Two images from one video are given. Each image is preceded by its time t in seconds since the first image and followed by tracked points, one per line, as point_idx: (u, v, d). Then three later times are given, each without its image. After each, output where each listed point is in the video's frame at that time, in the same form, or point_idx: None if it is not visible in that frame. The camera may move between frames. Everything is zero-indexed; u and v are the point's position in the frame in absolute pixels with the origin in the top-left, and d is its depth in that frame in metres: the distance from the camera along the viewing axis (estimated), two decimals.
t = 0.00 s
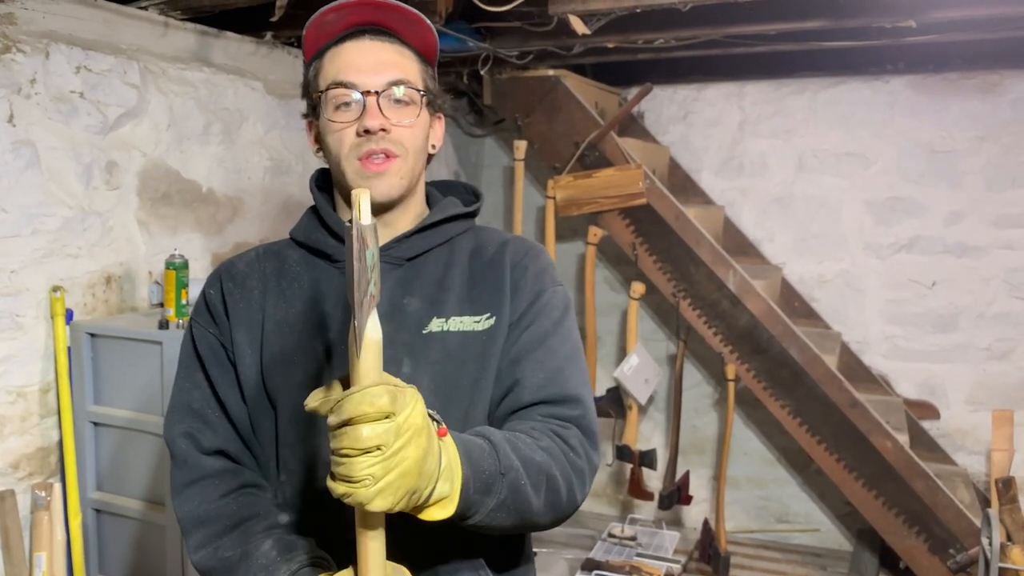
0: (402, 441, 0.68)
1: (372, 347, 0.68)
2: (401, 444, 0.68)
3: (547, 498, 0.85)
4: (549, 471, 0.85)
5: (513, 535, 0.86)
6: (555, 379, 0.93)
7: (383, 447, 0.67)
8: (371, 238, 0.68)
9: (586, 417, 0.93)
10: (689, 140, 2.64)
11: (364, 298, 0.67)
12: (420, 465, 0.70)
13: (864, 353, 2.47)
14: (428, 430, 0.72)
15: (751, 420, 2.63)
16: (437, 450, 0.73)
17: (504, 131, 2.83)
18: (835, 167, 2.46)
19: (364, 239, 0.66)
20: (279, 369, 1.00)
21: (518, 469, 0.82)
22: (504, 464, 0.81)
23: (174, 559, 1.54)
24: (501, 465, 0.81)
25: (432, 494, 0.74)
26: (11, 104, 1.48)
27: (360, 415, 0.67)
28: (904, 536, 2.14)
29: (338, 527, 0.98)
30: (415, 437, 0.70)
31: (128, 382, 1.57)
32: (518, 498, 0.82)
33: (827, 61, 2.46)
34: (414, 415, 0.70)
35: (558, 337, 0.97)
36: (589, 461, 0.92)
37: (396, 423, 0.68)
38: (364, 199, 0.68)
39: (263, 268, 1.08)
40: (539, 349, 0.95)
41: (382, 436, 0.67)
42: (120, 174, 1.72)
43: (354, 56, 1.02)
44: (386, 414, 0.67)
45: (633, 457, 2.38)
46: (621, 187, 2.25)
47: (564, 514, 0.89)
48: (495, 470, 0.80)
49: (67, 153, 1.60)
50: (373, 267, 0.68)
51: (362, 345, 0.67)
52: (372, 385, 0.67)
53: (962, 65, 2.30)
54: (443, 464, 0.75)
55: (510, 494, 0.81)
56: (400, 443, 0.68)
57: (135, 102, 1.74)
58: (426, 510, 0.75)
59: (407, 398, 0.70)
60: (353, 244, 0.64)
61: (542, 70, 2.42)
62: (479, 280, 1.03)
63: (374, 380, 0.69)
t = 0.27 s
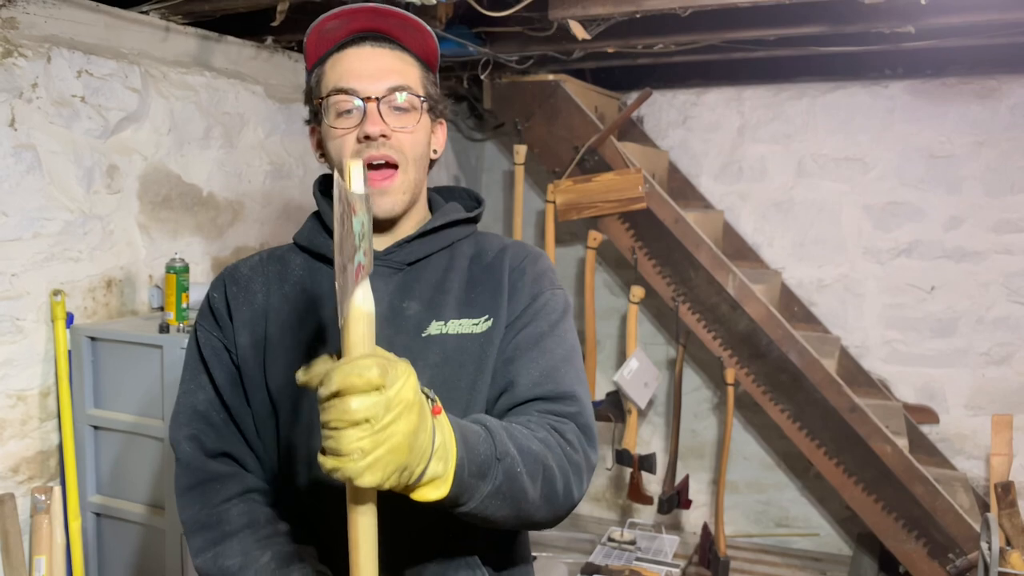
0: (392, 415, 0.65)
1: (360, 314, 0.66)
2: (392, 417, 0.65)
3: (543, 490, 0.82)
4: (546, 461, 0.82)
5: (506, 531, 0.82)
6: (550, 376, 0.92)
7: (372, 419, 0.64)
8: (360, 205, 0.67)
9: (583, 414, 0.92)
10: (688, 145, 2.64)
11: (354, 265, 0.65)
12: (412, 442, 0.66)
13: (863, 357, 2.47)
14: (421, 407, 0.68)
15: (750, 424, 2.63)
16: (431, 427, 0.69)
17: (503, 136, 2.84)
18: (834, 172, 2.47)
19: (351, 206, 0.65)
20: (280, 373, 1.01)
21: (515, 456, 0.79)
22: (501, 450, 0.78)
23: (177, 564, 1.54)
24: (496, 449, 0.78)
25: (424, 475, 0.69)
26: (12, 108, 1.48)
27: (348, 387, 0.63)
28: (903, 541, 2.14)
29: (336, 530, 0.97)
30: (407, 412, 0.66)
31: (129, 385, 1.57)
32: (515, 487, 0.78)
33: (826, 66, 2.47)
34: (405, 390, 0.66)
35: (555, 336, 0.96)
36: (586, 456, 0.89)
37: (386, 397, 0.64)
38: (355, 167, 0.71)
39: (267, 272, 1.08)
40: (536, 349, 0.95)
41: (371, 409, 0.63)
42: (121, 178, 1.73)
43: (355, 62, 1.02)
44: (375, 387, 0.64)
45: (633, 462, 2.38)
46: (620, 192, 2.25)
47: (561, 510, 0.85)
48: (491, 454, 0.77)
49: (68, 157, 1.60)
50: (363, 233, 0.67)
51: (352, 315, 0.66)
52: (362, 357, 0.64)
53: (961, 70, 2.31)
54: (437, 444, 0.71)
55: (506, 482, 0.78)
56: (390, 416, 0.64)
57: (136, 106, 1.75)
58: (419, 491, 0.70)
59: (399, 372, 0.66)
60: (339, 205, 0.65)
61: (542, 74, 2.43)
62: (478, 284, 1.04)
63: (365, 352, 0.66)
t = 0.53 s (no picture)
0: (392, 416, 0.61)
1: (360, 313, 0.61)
2: (392, 422, 0.61)
3: (546, 487, 0.81)
4: (548, 458, 0.82)
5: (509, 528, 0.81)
6: (551, 372, 0.92)
7: (372, 425, 0.59)
8: (359, 201, 0.61)
9: (586, 410, 0.91)
10: (688, 149, 2.65)
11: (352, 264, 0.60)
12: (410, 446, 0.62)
13: (863, 361, 2.47)
14: (420, 408, 0.64)
15: (750, 428, 2.63)
16: (429, 426, 0.66)
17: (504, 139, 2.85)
18: (834, 176, 2.47)
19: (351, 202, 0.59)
20: (282, 375, 1.01)
21: (517, 454, 0.78)
22: (503, 448, 0.77)
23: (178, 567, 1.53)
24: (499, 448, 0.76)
25: (423, 478, 0.66)
26: (15, 111, 1.49)
27: (347, 389, 0.59)
28: (902, 545, 2.14)
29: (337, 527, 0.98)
30: (406, 414, 0.62)
31: (129, 388, 1.57)
32: (517, 485, 0.77)
33: (826, 71, 2.47)
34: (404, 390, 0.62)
35: (555, 333, 0.96)
36: (589, 451, 0.89)
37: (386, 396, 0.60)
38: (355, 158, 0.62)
39: (269, 275, 1.08)
40: (536, 347, 0.95)
41: (371, 412, 0.59)
42: (123, 181, 1.73)
43: (358, 66, 1.03)
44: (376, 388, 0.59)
45: (633, 466, 2.38)
46: (621, 196, 2.25)
47: (564, 507, 0.85)
48: (494, 453, 0.76)
49: (70, 160, 1.60)
50: (362, 231, 0.62)
51: (351, 314, 0.61)
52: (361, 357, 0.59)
53: (961, 75, 2.31)
54: (437, 445, 0.68)
55: (508, 481, 0.76)
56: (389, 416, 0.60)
57: (138, 108, 1.75)
58: (418, 493, 0.67)
59: (398, 373, 0.62)
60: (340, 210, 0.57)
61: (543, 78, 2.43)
62: (480, 285, 1.04)
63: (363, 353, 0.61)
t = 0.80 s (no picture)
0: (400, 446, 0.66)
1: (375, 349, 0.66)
2: (401, 450, 0.65)
3: (545, 506, 0.82)
4: (548, 478, 0.83)
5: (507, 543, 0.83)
6: (554, 389, 0.93)
7: (382, 451, 0.64)
8: (378, 242, 0.67)
9: (585, 427, 0.93)
10: (688, 152, 2.65)
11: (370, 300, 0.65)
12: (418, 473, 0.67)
13: (863, 364, 2.47)
14: (429, 436, 0.69)
15: (750, 431, 2.63)
16: (438, 453, 0.71)
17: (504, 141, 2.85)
18: (834, 179, 2.48)
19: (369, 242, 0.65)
20: (283, 380, 1.01)
21: (518, 475, 0.80)
22: (504, 470, 0.78)
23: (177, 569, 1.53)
24: (500, 471, 0.78)
25: (430, 500, 0.71)
26: (16, 113, 1.49)
27: (360, 419, 0.64)
28: (902, 548, 2.14)
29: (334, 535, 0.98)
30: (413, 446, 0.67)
31: (129, 390, 1.57)
32: (517, 506, 0.79)
33: (827, 73, 2.47)
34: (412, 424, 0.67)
35: (558, 346, 0.97)
36: (587, 470, 0.91)
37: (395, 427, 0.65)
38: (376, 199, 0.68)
39: (272, 278, 1.08)
40: (539, 360, 0.96)
41: (381, 441, 0.64)
42: (124, 183, 1.73)
43: (365, 68, 1.03)
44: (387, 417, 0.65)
45: (633, 468, 2.38)
46: (621, 199, 2.26)
47: (561, 523, 0.87)
48: (495, 476, 0.77)
49: (71, 162, 1.61)
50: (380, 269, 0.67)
51: (366, 347, 0.66)
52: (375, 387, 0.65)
53: (961, 78, 2.32)
54: (444, 470, 0.72)
55: (508, 502, 0.78)
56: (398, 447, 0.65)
57: (139, 111, 1.75)
58: (424, 515, 0.72)
59: (409, 404, 0.67)
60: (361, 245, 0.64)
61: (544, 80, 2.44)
62: (483, 293, 1.04)
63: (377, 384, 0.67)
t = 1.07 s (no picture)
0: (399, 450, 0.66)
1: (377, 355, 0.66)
2: (404, 454, 0.66)
3: (545, 514, 0.82)
4: (549, 486, 0.83)
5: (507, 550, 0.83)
6: (557, 397, 0.93)
7: (384, 455, 0.64)
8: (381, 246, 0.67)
9: (586, 435, 0.92)
10: (688, 155, 2.66)
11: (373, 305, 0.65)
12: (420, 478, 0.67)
13: (863, 367, 2.48)
14: (431, 440, 0.69)
15: (750, 434, 2.63)
16: (441, 457, 0.71)
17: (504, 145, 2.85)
18: (834, 183, 2.48)
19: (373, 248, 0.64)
20: (287, 386, 1.01)
21: (519, 482, 0.80)
22: (506, 477, 0.78)
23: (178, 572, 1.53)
24: (502, 477, 0.78)
25: (432, 505, 0.71)
26: (18, 116, 1.49)
27: (363, 423, 0.64)
28: (902, 551, 2.14)
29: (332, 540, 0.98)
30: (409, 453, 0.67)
31: (130, 393, 1.57)
32: (517, 513, 0.79)
33: (826, 77, 2.48)
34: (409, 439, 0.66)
35: (560, 356, 0.97)
36: (587, 478, 0.90)
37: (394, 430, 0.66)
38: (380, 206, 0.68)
39: (275, 283, 1.08)
40: (542, 367, 0.96)
41: (384, 445, 0.64)
42: (124, 186, 1.73)
43: (369, 76, 1.04)
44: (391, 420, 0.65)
45: (633, 471, 2.38)
46: (621, 202, 2.26)
47: (561, 530, 0.86)
48: (496, 483, 0.77)
49: (72, 165, 1.61)
50: (383, 273, 0.67)
51: (369, 352, 0.65)
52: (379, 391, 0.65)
53: (960, 82, 2.32)
54: (446, 475, 0.72)
55: (508, 509, 0.78)
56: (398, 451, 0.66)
57: (140, 114, 1.75)
58: (425, 521, 0.72)
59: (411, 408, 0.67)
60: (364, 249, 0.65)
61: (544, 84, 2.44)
62: (486, 300, 1.04)
63: (380, 388, 0.66)
